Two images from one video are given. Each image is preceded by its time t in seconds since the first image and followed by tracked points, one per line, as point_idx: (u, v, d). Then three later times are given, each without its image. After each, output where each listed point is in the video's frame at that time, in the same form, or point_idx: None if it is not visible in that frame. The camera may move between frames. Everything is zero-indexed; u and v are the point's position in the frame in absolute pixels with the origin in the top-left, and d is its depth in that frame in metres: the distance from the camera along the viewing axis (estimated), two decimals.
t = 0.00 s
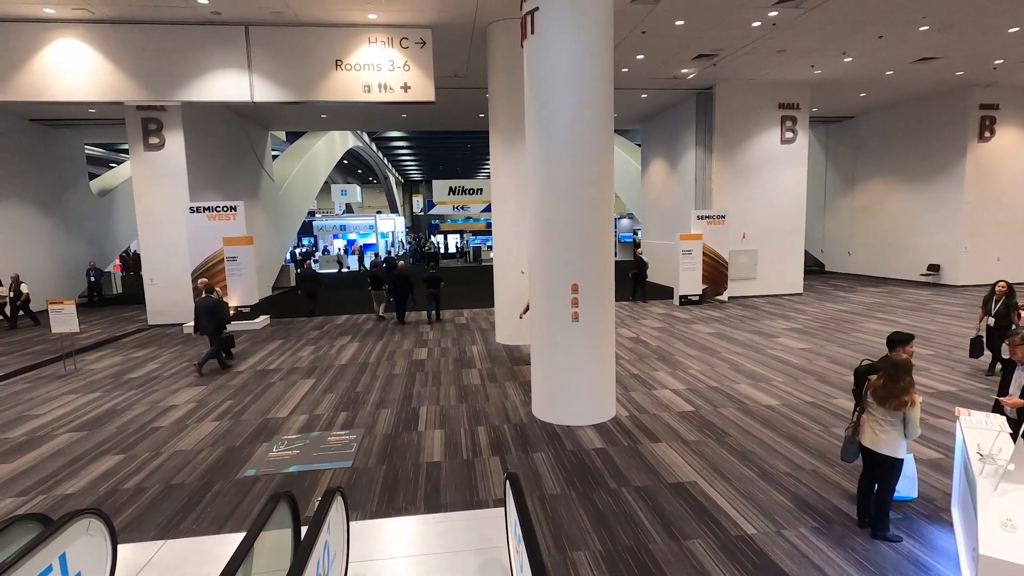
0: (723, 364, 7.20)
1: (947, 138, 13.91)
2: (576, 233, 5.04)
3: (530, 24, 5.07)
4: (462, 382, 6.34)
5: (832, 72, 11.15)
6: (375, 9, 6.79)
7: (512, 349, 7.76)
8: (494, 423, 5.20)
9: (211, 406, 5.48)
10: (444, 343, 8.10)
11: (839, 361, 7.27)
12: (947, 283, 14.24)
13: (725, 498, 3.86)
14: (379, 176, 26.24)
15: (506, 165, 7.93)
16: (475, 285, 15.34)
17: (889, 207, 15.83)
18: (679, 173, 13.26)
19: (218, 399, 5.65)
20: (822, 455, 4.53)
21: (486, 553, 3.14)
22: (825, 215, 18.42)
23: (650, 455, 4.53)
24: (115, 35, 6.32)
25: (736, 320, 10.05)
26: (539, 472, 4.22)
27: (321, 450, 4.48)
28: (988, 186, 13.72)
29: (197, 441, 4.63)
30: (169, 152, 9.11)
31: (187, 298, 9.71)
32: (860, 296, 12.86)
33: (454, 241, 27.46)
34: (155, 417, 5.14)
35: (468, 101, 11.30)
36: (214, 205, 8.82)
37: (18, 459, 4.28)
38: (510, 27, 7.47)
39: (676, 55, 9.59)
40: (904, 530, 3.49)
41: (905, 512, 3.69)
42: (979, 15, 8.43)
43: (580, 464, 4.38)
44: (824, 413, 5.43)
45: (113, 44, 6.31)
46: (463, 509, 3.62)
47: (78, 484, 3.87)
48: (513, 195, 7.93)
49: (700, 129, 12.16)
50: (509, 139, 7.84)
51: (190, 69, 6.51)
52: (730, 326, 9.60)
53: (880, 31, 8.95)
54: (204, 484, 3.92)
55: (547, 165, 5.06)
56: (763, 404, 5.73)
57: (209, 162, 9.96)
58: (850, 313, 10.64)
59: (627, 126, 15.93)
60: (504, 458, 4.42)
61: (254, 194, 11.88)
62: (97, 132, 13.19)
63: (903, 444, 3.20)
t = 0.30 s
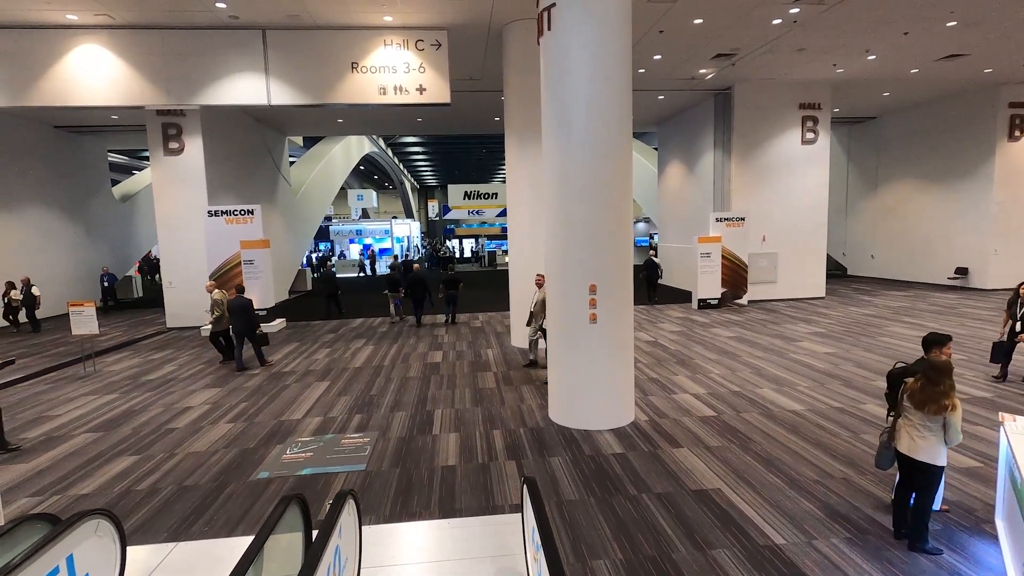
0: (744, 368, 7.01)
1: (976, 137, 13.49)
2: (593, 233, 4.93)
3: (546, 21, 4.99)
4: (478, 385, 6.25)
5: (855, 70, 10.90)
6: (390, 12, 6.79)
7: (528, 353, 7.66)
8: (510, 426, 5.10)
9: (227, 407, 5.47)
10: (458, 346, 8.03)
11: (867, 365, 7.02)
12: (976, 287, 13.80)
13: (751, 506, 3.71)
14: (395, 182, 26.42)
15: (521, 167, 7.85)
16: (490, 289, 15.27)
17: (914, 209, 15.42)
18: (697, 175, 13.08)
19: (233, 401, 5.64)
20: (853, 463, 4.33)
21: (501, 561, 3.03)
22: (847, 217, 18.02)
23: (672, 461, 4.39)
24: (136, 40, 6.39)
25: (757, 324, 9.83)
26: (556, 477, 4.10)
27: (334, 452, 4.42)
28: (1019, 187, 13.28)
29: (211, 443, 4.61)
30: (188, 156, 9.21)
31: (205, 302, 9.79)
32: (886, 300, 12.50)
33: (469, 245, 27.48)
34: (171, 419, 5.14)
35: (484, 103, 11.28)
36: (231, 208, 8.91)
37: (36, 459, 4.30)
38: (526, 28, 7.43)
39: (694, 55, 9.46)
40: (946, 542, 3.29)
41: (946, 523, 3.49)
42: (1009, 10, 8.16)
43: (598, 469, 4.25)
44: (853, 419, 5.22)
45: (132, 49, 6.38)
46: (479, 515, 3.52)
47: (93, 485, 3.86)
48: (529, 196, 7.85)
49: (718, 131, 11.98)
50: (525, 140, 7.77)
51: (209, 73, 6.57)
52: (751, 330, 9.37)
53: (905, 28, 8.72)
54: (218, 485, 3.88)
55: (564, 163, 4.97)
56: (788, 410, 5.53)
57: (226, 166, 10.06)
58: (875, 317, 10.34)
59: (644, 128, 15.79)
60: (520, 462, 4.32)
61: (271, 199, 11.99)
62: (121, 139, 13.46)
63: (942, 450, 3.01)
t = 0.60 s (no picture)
0: (764, 374, 6.82)
1: (1002, 139, 13.13)
2: (609, 235, 4.83)
3: (562, 19, 4.92)
4: (491, 390, 6.15)
5: (875, 71, 10.68)
6: (403, 15, 6.79)
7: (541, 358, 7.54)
8: (524, 431, 4.99)
9: (238, 410, 5.44)
10: (471, 351, 7.94)
11: (892, 372, 6.79)
12: (1003, 293, 13.39)
13: (776, 516, 3.55)
14: (408, 188, 26.55)
15: (536, 170, 7.79)
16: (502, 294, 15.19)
17: (937, 212, 15.05)
18: (713, 179, 12.92)
19: (245, 404, 5.61)
20: (882, 472, 4.15)
21: (514, 570, 2.91)
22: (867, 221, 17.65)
23: (691, 468, 4.24)
24: (153, 46, 6.46)
25: (776, 329, 9.61)
26: (572, 484, 3.98)
27: (345, 456, 4.35)
28: None
29: (222, 446, 4.57)
30: (205, 161, 9.31)
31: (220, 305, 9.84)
32: (909, 306, 12.16)
33: (482, 251, 27.48)
34: (183, 421, 5.11)
35: (497, 107, 11.26)
36: (246, 213, 8.96)
37: (49, 460, 4.30)
38: (540, 30, 7.39)
39: (710, 56, 9.35)
40: (985, 557, 3.11)
41: (985, 537, 3.30)
42: None
43: (615, 476, 4.12)
44: (880, 426, 5.03)
45: (149, 54, 6.45)
46: (492, 521, 3.41)
47: (104, 486, 3.83)
48: (543, 199, 7.78)
49: (735, 134, 11.82)
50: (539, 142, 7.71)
51: (225, 77, 6.62)
52: (770, 335, 9.16)
53: (928, 27, 8.52)
54: (228, 488, 3.83)
55: (580, 163, 4.88)
56: (811, 417, 5.34)
57: (242, 171, 10.15)
58: (899, 322, 10.06)
59: (658, 132, 15.65)
60: (535, 467, 4.21)
61: (285, 204, 12.08)
62: (140, 146, 13.74)
63: (983, 459, 2.84)
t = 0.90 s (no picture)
0: (781, 380, 6.65)
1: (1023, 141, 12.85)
2: (622, 235, 4.73)
3: (573, 16, 4.85)
4: (501, 394, 6.05)
5: (892, 72, 10.51)
6: (414, 17, 6.77)
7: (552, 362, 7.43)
8: (534, 436, 4.88)
9: (246, 412, 5.40)
10: (481, 355, 7.85)
11: (913, 377, 6.59)
12: None
13: (798, 526, 3.40)
14: (419, 194, 26.64)
15: (547, 173, 7.72)
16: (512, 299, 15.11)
17: (956, 216, 14.74)
18: (726, 183, 12.77)
19: (253, 407, 5.56)
20: (908, 481, 3.98)
21: None
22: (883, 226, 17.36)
23: (708, 475, 4.11)
24: (166, 50, 6.51)
25: (791, 335, 9.41)
26: (584, 490, 3.87)
27: (353, 460, 4.27)
28: None
29: (229, 448, 4.51)
30: (217, 165, 9.38)
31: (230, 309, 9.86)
32: (928, 311, 11.89)
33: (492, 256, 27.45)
34: (191, 423, 5.08)
35: (508, 111, 11.23)
36: (258, 216, 8.96)
37: (56, 462, 4.26)
38: (551, 32, 7.35)
39: (723, 58, 9.25)
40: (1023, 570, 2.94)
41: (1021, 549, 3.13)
42: None
43: (629, 482, 3.99)
44: (904, 433, 4.85)
45: (162, 57, 6.49)
46: (502, 528, 3.31)
47: (109, 488, 3.79)
48: (555, 201, 7.71)
49: (748, 137, 11.68)
50: (550, 144, 7.65)
51: (237, 81, 6.64)
52: (786, 340, 8.96)
53: (948, 26, 8.35)
54: (234, 492, 3.77)
55: (592, 162, 4.80)
56: (832, 423, 5.18)
57: (254, 175, 10.21)
58: (919, 328, 9.81)
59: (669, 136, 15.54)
60: (546, 473, 4.10)
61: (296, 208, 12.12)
62: (155, 151, 13.91)
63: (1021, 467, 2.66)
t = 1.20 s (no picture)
0: (789, 388, 6.52)
1: None
2: (629, 238, 4.64)
3: (580, 17, 4.79)
4: (503, 400, 5.94)
5: (901, 79, 10.42)
6: (420, 19, 6.75)
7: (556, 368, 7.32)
8: (538, 442, 4.77)
9: (245, 416, 5.31)
10: (483, 360, 7.75)
11: (925, 387, 6.44)
12: None
13: (812, 538, 3.28)
14: (423, 200, 26.64)
15: (552, 177, 7.66)
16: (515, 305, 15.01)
17: (965, 225, 14.58)
18: (732, 190, 12.67)
19: (252, 410, 5.47)
20: (924, 492, 3.85)
21: None
22: (890, 235, 17.21)
23: (717, 484, 3.98)
24: (171, 51, 6.50)
25: (798, 343, 9.27)
26: (589, 498, 3.75)
27: (351, 465, 4.17)
28: None
29: (226, 451, 4.41)
30: (222, 167, 9.37)
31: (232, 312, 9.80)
32: (937, 321, 11.72)
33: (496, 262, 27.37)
34: (188, 426, 4.99)
35: (513, 116, 11.19)
36: (261, 218, 8.91)
37: (49, 463, 4.18)
38: (557, 35, 7.30)
39: (729, 63, 9.19)
40: None
41: None
42: None
43: (635, 490, 3.87)
44: (917, 443, 4.71)
45: (167, 58, 6.48)
46: (504, 536, 3.19)
47: (102, 491, 3.69)
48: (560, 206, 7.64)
49: (755, 143, 11.61)
50: (556, 148, 7.60)
51: (242, 83, 6.61)
52: (793, 348, 8.82)
53: (958, 32, 8.27)
54: (229, 496, 3.67)
55: (599, 164, 4.73)
56: (843, 432, 5.04)
57: (258, 178, 10.19)
58: (928, 337, 9.66)
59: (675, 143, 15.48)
60: (549, 480, 3.99)
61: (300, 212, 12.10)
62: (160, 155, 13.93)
63: None
